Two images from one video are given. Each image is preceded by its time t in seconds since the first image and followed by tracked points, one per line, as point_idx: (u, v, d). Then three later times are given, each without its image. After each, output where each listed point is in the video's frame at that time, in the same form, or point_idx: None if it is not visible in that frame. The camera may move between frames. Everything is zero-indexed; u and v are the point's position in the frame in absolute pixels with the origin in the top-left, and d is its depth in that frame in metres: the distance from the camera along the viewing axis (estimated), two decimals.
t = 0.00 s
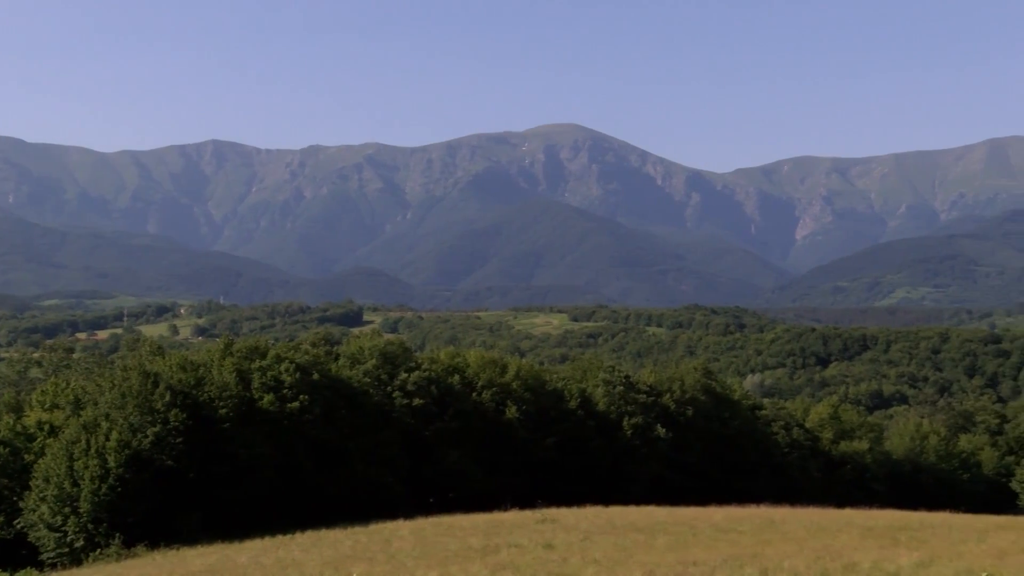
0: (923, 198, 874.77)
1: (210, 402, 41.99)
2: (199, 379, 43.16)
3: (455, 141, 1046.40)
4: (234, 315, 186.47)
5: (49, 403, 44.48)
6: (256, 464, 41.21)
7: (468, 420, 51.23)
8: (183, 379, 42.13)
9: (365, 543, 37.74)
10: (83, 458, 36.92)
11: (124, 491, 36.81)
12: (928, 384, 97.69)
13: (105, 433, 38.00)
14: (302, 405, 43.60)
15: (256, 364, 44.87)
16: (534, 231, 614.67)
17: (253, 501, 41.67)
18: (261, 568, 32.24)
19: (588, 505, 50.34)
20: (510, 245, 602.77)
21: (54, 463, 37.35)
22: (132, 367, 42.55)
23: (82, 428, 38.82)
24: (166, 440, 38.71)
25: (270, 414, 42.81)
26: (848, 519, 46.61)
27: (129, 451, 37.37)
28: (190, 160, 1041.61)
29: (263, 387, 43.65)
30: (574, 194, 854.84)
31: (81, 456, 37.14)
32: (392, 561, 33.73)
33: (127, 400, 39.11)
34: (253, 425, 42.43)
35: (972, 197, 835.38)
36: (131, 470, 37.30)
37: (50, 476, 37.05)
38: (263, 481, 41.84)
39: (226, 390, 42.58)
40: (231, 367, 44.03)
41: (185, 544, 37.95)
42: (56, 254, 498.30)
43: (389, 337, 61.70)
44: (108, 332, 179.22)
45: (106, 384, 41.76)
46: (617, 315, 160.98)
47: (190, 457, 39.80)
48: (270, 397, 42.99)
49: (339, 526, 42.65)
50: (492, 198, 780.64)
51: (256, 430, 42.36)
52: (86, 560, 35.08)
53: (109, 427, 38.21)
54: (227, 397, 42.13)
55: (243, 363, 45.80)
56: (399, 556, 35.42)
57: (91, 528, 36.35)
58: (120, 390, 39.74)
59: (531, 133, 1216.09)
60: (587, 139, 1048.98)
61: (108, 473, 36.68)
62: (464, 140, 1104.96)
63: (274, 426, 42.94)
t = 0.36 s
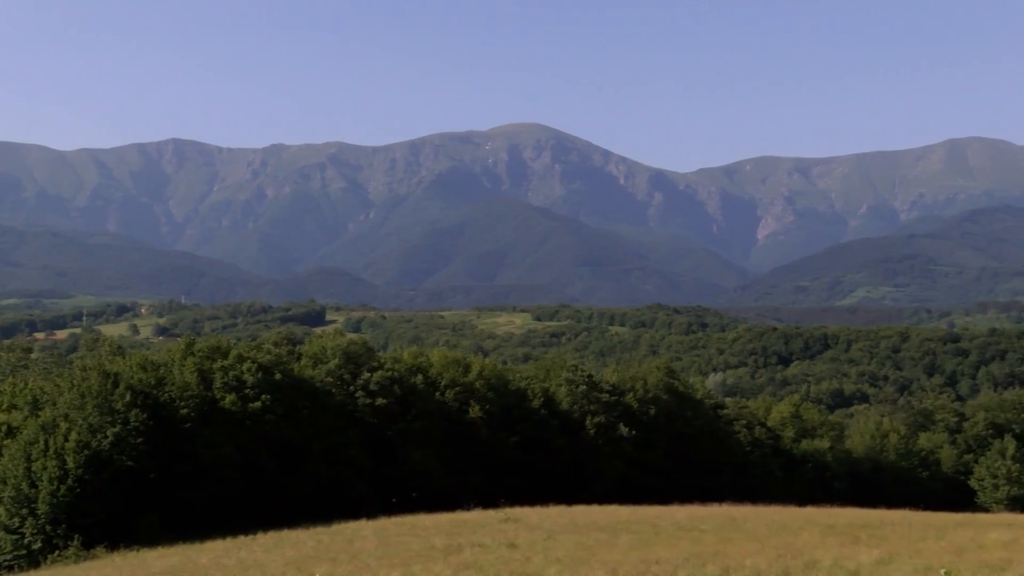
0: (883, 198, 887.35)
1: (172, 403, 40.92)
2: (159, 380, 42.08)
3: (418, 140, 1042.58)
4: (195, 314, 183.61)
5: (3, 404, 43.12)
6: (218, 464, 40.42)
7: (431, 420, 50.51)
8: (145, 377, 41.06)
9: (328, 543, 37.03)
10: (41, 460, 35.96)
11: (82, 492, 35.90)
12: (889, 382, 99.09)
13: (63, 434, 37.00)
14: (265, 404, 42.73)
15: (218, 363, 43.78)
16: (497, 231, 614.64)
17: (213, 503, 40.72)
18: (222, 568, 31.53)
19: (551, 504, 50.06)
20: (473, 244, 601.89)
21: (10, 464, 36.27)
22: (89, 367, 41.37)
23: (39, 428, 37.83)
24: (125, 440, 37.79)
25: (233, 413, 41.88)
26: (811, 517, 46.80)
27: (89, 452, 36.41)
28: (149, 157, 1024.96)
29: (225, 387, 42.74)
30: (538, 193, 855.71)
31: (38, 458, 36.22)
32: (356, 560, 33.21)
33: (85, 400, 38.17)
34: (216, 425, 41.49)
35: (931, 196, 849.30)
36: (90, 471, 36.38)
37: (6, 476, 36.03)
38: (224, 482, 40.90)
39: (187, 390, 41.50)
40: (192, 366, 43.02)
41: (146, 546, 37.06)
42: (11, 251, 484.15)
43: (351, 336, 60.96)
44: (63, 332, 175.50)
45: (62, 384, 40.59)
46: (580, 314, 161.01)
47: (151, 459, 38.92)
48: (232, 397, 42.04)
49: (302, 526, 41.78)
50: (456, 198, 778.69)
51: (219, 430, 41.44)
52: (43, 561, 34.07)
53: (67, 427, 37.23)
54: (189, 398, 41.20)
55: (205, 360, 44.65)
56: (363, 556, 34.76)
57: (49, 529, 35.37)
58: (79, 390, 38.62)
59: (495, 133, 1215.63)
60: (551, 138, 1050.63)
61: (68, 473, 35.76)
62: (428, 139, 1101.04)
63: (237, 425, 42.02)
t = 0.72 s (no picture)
0: (853, 198, 896.47)
1: (141, 402, 40.16)
2: (129, 379, 41.25)
3: (390, 139, 1038.49)
4: (164, 314, 181.20)
5: None
6: (187, 464, 39.72)
7: (402, 419, 50.04)
8: (114, 378, 40.22)
9: (297, 543, 36.53)
10: (7, 462, 35.32)
11: (50, 492, 35.38)
12: (858, 381, 100.13)
13: (30, 435, 36.41)
14: (235, 404, 42.04)
15: (188, 363, 43.00)
16: (469, 230, 613.72)
17: (183, 502, 40.12)
18: (190, 570, 31.08)
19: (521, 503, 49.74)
20: (444, 244, 600.18)
21: None
22: (56, 367, 40.59)
23: (6, 429, 37.20)
24: (94, 441, 37.02)
25: (203, 414, 41.13)
26: (779, 516, 47.12)
27: (56, 453, 35.85)
28: (117, 155, 1010.80)
29: (195, 387, 41.93)
30: (510, 193, 855.61)
31: (3, 461, 35.62)
32: (326, 561, 32.67)
33: (52, 401, 37.51)
34: (185, 425, 40.79)
35: (899, 197, 859.92)
36: (57, 472, 35.79)
37: None
38: (193, 481, 40.35)
39: (157, 389, 40.68)
40: (161, 366, 42.17)
41: (113, 547, 36.59)
42: None
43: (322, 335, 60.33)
44: (29, 332, 172.61)
45: (29, 386, 39.86)
46: (552, 314, 160.74)
47: (120, 458, 38.32)
48: (202, 397, 41.30)
49: (272, 526, 41.31)
50: (428, 197, 776.57)
51: (188, 430, 40.74)
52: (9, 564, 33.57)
53: (35, 428, 36.58)
54: (158, 397, 40.34)
55: (175, 360, 43.88)
56: (332, 555, 34.30)
57: (14, 530, 34.84)
58: (47, 390, 37.97)
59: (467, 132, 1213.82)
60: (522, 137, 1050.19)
61: (34, 475, 35.19)
62: (400, 138, 1096.64)
63: (208, 426, 41.35)
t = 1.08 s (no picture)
0: (829, 198, 903.71)
1: (116, 403, 39.47)
2: (104, 380, 40.57)
3: (367, 139, 1034.59)
4: (140, 314, 178.84)
5: None
6: (163, 465, 39.08)
7: (379, 418, 49.60)
8: (88, 378, 39.60)
9: (273, 544, 36.09)
10: None
11: (25, 494, 34.86)
12: (834, 381, 100.86)
13: (4, 435, 35.87)
14: (211, 404, 41.45)
15: (163, 363, 42.40)
16: (446, 229, 612.56)
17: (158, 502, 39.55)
18: (165, 571, 30.67)
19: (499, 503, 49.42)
20: (421, 244, 598.35)
21: None
22: (30, 368, 39.91)
23: None
24: (69, 442, 36.51)
25: (178, 414, 40.49)
26: (755, 514, 47.31)
27: (31, 454, 35.34)
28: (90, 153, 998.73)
29: (171, 387, 41.27)
30: (487, 193, 854.74)
31: None
32: (302, 562, 32.25)
33: (26, 401, 37.02)
34: (160, 425, 40.15)
35: (874, 197, 868.04)
36: (33, 473, 35.29)
37: None
38: (169, 482, 39.74)
39: (132, 390, 39.95)
40: (136, 367, 41.52)
41: (86, 549, 36.09)
42: None
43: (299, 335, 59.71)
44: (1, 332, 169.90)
45: (2, 387, 39.19)
46: (528, 314, 160.52)
47: (94, 460, 37.76)
48: (178, 397, 40.67)
49: (248, 527, 40.84)
50: (405, 197, 774.33)
51: (162, 431, 40.11)
52: None
53: (8, 428, 36.06)
54: (133, 398, 39.64)
55: (151, 360, 43.27)
56: (309, 556, 33.85)
57: None
58: (21, 391, 37.43)
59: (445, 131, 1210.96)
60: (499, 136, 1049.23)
61: (9, 476, 34.67)
62: (377, 138, 1092.22)
63: (183, 426, 40.79)
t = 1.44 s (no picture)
0: (807, 199, 909.98)
1: (93, 402, 38.90)
2: (81, 379, 39.93)
3: (346, 138, 1029.87)
4: (118, 313, 176.72)
5: None
6: (139, 466, 38.52)
7: (357, 418, 49.19)
8: (65, 378, 39.03)
9: (250, 544, 35.65)
10: None
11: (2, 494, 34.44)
12: (812, 380, 101.51)
13: None
14: (189, 404, 40.87)
15: (141, 362, 41.79)
16: (426, 229, 611.12)
17: (135, 502, 38.98)
18: (142, 571, 30.26)
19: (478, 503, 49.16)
20: (400, 244, 596.22)
21: None
22: (6, 367, 39.32)
23: None
24: (46, 441, 36.16)
25: (154, 414, 39.96)
26: (734, 513, 47.31)
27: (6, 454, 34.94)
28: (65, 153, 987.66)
29: (149, 387, 40.71)
30: (466, 192, 853.44)
31: None
32: (281, 562, 31.82)
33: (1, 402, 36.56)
34: (138, 425, 39.56)
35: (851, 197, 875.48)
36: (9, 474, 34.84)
37: None
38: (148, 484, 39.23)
39: (109, 390, 39.36)
40: (113, 366, 40.98)
41: (63, 550, 35.64)
42: None
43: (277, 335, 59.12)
44: None
45: None
46: (508, 314, 160.01)
47: (72, 459, 37.27)
48: (155, 397, 40.13)
49: (225, 528, 40.40)
50: (384, 196, 772.07)
51: (139, 430, 39.56)
52: None
53: None
54: (111, 398, 39.04)
55: (128, 359, 42.66)
56: (287, 557, 33.43)
57: None
58: None
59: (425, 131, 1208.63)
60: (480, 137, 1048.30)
61: None
62: (356, 137, 1087.83)
63: (161, 426, 40.23)
